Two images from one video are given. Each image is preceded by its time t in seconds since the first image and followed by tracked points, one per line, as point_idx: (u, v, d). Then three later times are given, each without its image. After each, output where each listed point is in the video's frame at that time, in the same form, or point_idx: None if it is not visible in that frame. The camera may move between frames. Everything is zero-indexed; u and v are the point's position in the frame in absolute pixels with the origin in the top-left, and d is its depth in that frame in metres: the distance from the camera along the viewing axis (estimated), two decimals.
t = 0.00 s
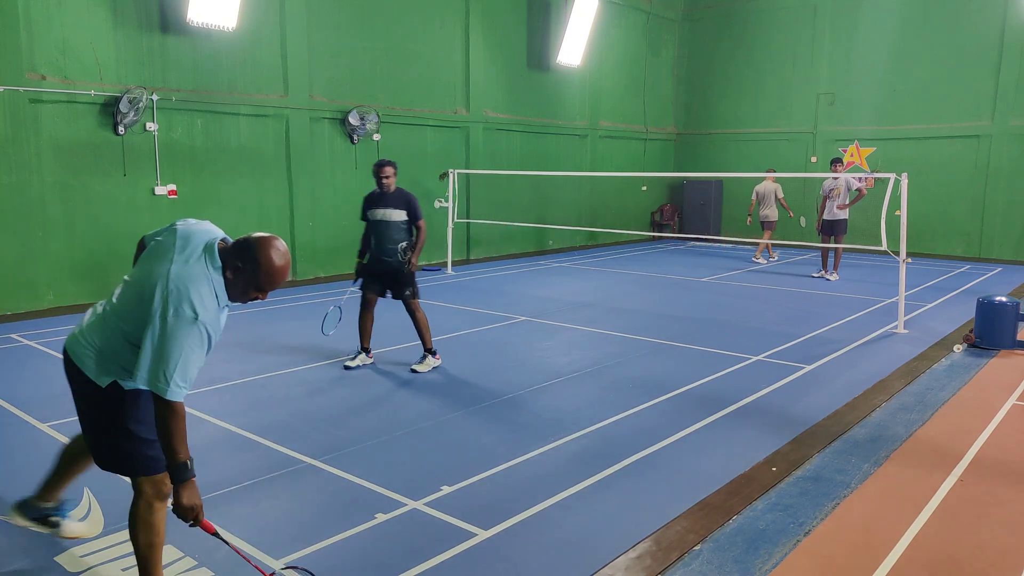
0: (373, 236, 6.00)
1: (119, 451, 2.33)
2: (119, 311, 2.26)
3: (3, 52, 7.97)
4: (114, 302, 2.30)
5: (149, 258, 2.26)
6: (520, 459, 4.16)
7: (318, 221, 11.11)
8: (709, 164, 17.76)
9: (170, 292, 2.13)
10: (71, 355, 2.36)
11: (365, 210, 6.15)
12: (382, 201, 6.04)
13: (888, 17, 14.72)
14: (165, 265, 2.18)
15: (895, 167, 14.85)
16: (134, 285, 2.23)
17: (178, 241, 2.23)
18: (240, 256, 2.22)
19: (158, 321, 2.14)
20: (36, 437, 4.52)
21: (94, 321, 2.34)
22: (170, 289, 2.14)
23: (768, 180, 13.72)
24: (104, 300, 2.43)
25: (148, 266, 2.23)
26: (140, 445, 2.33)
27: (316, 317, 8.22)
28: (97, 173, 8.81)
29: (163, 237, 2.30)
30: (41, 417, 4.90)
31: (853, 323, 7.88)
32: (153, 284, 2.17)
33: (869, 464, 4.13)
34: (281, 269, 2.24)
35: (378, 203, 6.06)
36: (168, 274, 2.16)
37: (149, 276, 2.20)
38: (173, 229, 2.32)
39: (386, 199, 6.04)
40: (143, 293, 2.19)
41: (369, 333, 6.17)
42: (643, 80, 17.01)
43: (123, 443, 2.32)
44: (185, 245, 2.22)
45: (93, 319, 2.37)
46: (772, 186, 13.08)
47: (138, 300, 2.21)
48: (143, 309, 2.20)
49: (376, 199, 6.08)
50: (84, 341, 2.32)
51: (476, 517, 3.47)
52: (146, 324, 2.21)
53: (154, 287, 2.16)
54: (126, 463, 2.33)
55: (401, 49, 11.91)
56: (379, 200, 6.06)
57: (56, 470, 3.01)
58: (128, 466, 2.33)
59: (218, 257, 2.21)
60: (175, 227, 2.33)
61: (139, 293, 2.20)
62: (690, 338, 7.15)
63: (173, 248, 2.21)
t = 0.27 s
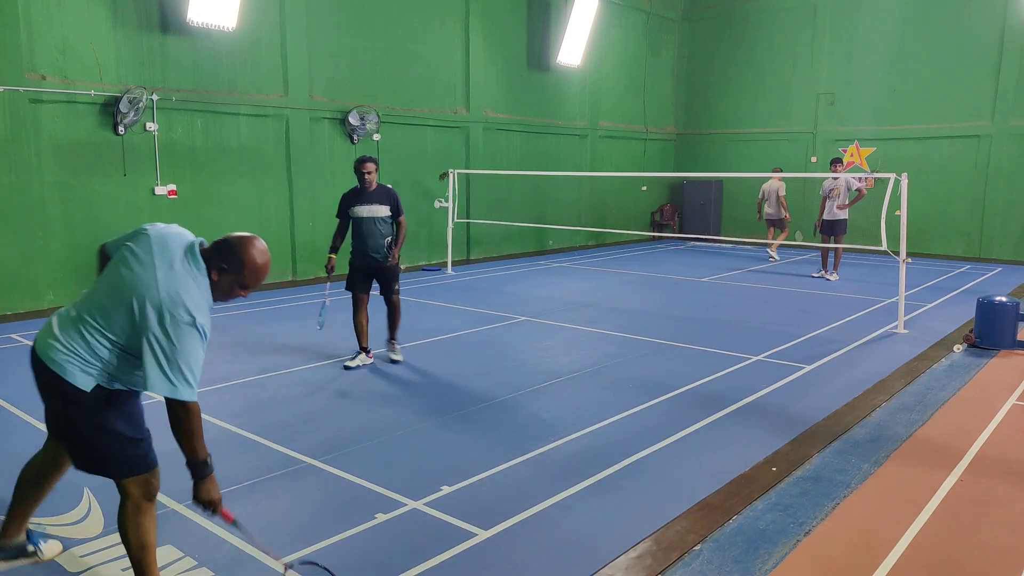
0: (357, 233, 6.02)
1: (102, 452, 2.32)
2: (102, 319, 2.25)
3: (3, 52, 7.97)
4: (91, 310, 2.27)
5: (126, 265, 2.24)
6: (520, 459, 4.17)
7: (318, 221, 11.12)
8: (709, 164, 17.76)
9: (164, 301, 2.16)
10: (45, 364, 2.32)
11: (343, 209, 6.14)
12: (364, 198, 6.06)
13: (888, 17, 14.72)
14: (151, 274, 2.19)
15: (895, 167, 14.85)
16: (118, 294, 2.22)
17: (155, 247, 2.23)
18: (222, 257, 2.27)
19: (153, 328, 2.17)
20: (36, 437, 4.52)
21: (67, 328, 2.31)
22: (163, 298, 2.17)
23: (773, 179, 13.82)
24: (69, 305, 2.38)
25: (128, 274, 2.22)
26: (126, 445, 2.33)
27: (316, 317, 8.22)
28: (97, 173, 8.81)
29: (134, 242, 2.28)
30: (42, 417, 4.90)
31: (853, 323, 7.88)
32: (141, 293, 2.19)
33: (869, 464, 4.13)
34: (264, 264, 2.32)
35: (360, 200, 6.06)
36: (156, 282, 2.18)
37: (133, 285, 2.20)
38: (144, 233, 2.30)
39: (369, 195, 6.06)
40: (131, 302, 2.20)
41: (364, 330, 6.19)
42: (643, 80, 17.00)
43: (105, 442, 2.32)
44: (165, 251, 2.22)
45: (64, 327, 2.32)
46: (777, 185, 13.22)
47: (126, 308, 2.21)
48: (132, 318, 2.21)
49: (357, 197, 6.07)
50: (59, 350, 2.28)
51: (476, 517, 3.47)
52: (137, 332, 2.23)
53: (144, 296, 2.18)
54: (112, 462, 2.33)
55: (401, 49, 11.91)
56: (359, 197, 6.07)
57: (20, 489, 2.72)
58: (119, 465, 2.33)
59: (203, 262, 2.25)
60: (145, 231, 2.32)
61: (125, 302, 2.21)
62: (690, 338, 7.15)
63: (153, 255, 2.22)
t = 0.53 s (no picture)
0: (351, 234, 6.03)
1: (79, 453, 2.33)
2: (61, 310, 2.30)
3: (3, 52, 7.97)
4: (49, 306, 2.32)
5: (67, 253, 2.33)
6: (520, 459, 4.16)
7: (318, 221, 11.12)
8: (709, 164, 17.76)
9: (117, 263, 2.26)
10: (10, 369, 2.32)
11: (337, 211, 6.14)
12: (360, 200, 6.07)
13: (888, 17, 14.72)
14: (95, 247, 2.29)
15: (895, 167, 14.85)
16: (69, 281, 2.29)
17: (90, 224, 2.36)
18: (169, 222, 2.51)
19: (116, 292, 2.27)
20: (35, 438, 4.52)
21: (29, 336, 2.33)
22: (114, 262, 2.27)
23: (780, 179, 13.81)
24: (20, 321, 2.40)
25: (70, 260, 2.30)
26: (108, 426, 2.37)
27: (316, 317, 8.22)
28: (97, 173, 8.81)
29: (64, 235, 2.37)
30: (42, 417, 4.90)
31: (853, 323, 7.87)
32: (92, 267, 2.27)
33: (869, 464, 4.13)
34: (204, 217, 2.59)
35: (355, 200, 6.08)
36: (104, 250, 2.28)
37: (79, 265, 2.28)
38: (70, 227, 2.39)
39: (365, 196, 6.08)
40: (85, 278, 2.27)
41: (359, 330, 6.18)
42: (643, 80, 17.01)
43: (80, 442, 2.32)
44: (103, 226, 2.34)
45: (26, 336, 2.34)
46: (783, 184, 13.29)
47: (80, 287, 2.28)
48: (92, 295, 2.28)
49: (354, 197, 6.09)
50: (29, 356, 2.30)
51: (476, 517, 3.47)
52: (101, 306, 2.30)
53: (97, 267, 2.27)
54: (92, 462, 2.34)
55: (401, 49, 11.91)
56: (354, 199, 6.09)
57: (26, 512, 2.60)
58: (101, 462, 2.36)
59: (140, 225, 2.40)
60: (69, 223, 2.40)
61: (76, 284, 2.28)
62: (690, 338, 7.15)
63: (90, 234, 2.32)
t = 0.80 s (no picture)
0: (351, 243, 6.17)
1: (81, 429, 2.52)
2: (42, 286, 2.51)
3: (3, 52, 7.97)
4: (29, 287, 2.53)
5: (36, 240, 2.59)
6: (520, 460, 4.16)
7: (318, 221, 11.12)
8: (709, 164, 17.76)
9: (84, 229, 2.55)
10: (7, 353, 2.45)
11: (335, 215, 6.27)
12: (364, 211, 6.13)
13: (888, 17, 14.72)
14: (65, 222, 2.57)
15: (895, 167, 14.86)
16: (44, 258, 2.53)
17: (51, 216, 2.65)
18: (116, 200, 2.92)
19: (93, 251, 2.54)
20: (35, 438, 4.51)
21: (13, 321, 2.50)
22: (84, 226, 2.56)
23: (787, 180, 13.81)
24: None
25: (42, 241, 2.57)
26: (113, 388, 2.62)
27: (315, 317, 8.21)
28: (98, 173, 8.81)
29: (26, 229, 2.63)
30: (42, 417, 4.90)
31: (852, 323, 7.87)
32: (65, 236, 2.54)
33: (869, 464, 4.13)
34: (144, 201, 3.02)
35: (359, 212, 6.15)
36: (74, 221, 2.57)
37: (51, 240, 2.55)
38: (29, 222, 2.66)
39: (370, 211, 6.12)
40: (61, 248, 2.53)
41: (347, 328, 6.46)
42: (643, 80, 17.00)
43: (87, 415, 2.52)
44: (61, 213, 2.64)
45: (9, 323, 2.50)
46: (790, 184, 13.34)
47: (57, 258, 2.52)
48: (69, 263, 2.52)
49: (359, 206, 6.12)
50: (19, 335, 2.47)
51: (476, 517, 3.47)
52: (80, 271, 2.54)
53: (71, 235, 2.54)
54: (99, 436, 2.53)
55: (401, 49, 11.91)
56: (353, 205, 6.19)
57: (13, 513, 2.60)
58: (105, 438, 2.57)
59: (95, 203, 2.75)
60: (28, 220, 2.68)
61: (51, 257, 2.53)
62: (690, 338, 7.15)
63: (57, 217, 2.62)
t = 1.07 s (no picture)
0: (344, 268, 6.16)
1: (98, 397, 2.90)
2: (70, 280, 2.81)
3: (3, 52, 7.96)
4: (54, 284, 2.81)
5: (50, 240, 2.87)
6: (520, 460, 4.16)
7: (318, 221, 11.12)
8: (709, 164, 17.76)
9: (100, 226, 2.88)
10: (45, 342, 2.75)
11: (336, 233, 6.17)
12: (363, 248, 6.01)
13: (888, 17, 14.73)
14: (77, 222, 2.88)
15: (895, 167, 14.86)
16: (65, 255, 2.82)
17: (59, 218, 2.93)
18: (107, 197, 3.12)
19: (113, 246, 2.88)
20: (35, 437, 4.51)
21: (46, 317, 2.78)
22: (98, 224, 2.88)
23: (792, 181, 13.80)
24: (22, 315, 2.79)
25: (54, 240, 2.86)
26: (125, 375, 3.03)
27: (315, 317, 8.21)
28: (97, 173, 8.81)
29: (34, 234, 2.90)
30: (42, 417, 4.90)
31: (852, 323, 7.87)
32: (82, 234, 2.85)
33: (869, 464, 4.13)
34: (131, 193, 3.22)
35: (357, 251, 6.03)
36: (86, 221, 2.88)
37: (66, 239, 2.85)
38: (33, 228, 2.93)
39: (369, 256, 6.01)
40: (80, 245, 2.84)
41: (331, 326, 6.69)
42: (643, 80, 17.00)
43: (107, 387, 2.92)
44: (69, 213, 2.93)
45: (43, 319, 2.78)
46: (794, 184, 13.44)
47: (79, 254, 2.83)
48: (91, 257, 2.84)
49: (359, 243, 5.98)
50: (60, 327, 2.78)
51: (476, 517, 3.47)
52: (102, 263, 2.86)
53: (87, 232, 2.86)
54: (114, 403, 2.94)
55: (401, 49, 11.91)
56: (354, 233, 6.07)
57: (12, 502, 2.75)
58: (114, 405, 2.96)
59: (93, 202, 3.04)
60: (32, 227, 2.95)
61: (72, 253, 2.82)
62: (690, 338, 7.15)
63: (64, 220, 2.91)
